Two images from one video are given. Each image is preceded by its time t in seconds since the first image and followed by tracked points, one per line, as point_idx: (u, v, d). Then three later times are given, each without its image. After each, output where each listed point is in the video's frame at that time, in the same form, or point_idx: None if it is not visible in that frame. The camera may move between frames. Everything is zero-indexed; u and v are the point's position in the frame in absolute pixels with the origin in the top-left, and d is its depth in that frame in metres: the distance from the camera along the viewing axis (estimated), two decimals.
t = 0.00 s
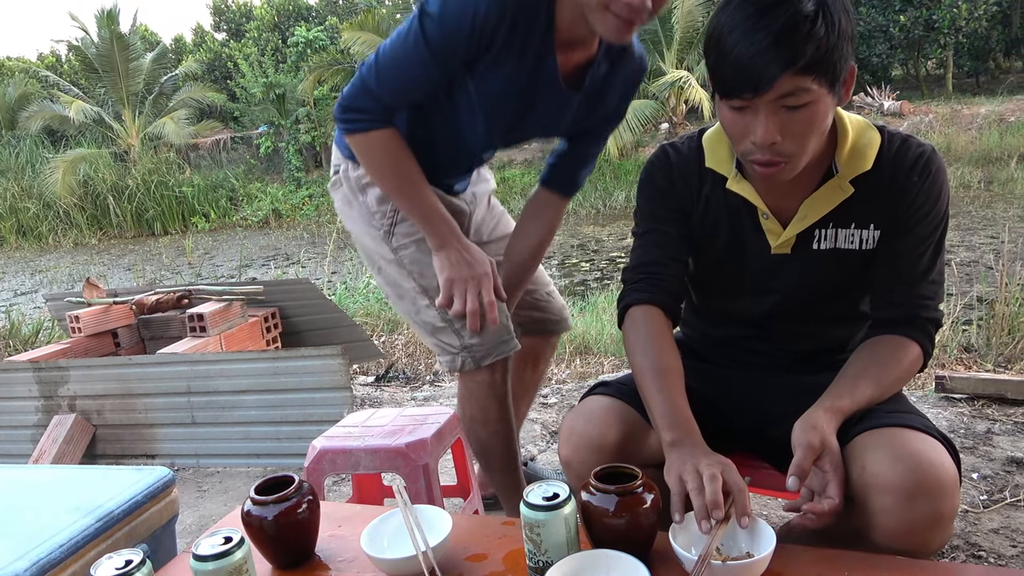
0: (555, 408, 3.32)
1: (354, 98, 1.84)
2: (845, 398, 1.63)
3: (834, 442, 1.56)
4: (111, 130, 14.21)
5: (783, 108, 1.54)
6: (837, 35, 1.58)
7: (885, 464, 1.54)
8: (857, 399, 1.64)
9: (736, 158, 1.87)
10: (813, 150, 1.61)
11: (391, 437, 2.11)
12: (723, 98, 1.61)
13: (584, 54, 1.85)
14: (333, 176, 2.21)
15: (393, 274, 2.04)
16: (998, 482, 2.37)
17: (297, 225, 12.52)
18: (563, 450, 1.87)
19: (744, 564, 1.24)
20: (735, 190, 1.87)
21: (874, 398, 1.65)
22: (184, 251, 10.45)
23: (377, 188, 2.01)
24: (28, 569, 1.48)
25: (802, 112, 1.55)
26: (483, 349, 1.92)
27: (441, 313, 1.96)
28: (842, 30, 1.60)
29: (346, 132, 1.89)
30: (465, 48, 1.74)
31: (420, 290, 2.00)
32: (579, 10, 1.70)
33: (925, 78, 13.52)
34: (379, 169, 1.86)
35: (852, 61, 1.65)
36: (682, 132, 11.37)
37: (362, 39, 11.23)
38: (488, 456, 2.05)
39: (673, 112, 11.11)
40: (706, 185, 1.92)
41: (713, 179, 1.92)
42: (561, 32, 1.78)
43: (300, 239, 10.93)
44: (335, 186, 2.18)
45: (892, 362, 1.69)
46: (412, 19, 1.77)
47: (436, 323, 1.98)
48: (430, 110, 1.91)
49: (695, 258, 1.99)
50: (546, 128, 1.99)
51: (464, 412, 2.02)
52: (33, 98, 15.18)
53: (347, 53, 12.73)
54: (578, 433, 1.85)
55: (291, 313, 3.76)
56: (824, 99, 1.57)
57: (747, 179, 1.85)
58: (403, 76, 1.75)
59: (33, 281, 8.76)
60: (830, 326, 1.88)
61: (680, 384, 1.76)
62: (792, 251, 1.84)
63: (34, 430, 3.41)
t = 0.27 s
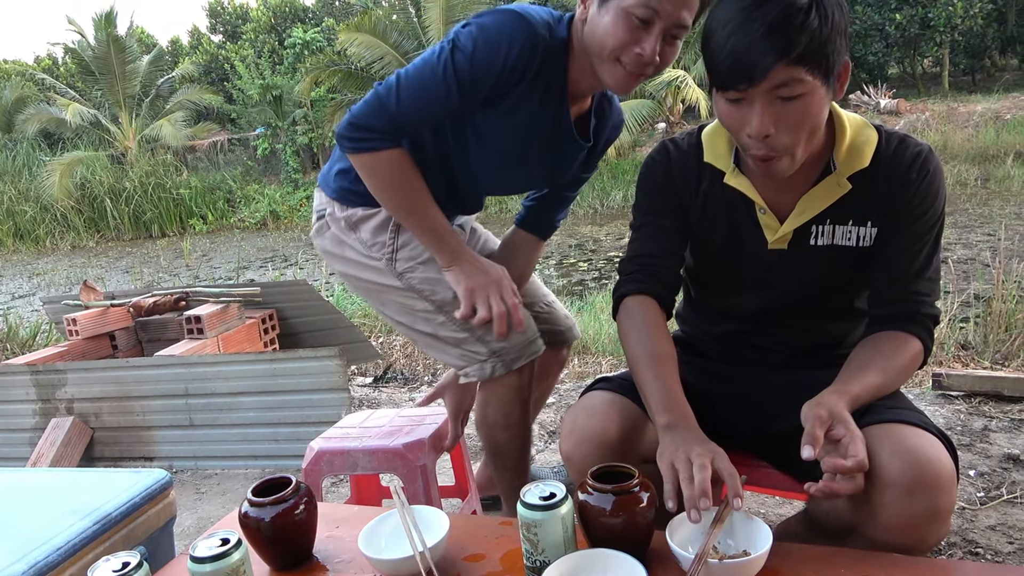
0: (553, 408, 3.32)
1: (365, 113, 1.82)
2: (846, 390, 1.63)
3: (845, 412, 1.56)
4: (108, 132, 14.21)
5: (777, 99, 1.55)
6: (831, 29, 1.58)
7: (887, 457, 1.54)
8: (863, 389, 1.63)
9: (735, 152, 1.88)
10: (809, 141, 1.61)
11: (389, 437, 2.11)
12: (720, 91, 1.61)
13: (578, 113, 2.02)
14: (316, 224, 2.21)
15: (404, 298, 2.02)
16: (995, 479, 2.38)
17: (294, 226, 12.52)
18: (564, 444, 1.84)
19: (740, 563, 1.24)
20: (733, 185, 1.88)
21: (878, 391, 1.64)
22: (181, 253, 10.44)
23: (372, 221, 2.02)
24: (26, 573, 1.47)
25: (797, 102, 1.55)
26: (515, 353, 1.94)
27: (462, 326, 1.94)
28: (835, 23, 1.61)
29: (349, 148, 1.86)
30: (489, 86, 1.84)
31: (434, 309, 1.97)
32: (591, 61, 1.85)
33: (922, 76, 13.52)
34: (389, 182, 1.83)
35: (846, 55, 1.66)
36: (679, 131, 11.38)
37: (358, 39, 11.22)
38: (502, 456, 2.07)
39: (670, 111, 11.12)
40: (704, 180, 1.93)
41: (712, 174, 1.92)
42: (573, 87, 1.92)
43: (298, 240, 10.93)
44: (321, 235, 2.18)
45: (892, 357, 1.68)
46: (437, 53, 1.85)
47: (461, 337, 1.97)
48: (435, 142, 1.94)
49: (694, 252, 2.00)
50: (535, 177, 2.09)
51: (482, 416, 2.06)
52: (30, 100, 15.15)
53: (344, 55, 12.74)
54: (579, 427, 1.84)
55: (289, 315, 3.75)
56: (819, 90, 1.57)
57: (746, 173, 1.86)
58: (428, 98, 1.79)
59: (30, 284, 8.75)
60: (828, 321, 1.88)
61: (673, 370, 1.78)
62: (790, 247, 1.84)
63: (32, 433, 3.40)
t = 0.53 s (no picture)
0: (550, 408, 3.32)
1: (370, 152, 1.85)
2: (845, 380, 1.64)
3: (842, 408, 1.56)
4: (104, 134, 14.21)
5: (768, 87, 1.56)
6: (822, 19, 1.59)
7: (884, 447, 1.54)
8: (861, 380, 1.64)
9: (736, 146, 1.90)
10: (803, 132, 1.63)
11: (383, 438, 2.10)
12: (715, 81, 1.63)
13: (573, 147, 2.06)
14: (310, 270, 2.18)
15: (428, 317, 2.02)
16: (992, 477, 2.38)
17: (292, 228, 12.51)
18: (580, 430, 1.83)
19: (738, 562, 1.24)
20: (733, 176, 1.89)
21: (879, 378, 1.65)
22: (178, 255, 10.43)
23: (375, 251, 2.03)
24: None
25: (788, 90, 1.56)
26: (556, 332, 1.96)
27: (497, 329, 1.96)
28: (825, 13, 1.61)
29: (355, 184, 1.88)
30: (491, 127, 1.86)
31: (461, 318, 1.98)
32: (588, 101, 1.88)
33: (918, 75, 13.55)
34: (401, 216, 1.87)
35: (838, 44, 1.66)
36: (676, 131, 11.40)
37: (355, 40, 11.23)
38: (521, 452, 1.96)
39: (667, 111, 11.14)
40: (705, 173, 1.95)
41: (712, 166, 1.94)
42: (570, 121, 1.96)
43: (295, 242, 10.92)
44: (318, 280, 2.15)
45: (891, 346, 1.69)
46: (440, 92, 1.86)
47: (494, 343, 1.98)
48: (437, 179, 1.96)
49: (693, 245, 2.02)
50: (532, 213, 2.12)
51: (507, 406, 1.98)
52: (26, 103, 15.13)
53: (341, 56, 12.74)
54: (595, 413, 1.83)
55: (286, 316, 3.75)
56: (811, 77, 1.58)
57: (745, 165, 1.87)
58: (432, 139, 1.82)
59: (27, 287, 8.74)
60: (828, 315, 1.88)
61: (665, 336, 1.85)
62: (789, 238, 1.84)
63: (28, 436, 3.39)
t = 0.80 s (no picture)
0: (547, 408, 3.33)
1: (350, 189, 1.84)
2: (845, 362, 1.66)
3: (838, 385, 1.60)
4: (99, 135, 14.17)
5: (753, 80, 1.60)
6: (809, 14, 1.62)
7: (876, 424, 1.56)
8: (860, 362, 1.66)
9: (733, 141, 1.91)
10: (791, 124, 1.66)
11: (368, 444, 2.09)
12: (704, 76, 1.67)
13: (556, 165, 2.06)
14: (312, 320, 2.17)
15: (438, 347, 2.01)
16: (987, 475, 2.39)
17: (288, 228, 12.49)
18: (604, 403, 1.84)
19: (733, 562, 1.24)
20: (730, 171, 1.90)
21: (876, 363, 1.66)
22: (174, 256, 10.40)
23: (374, 290, 2.04)
24: None
25: (773, 84, 1.59)
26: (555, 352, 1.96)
27: (506, 345, 1.96)
28: (810, 9, 1.63)
29: (341, 222, 1.88)
30: (473, 155, 1.84)
31: (469, 338, 1.98)
32: (569, 121, 1.88)
33: (913, 75, 13.59)
34: (391, 249, 1.86)
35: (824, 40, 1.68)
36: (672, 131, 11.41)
37: (351, 40, 11.22)
38: (534, 461, 1.97)
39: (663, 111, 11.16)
40: (704, 169, 1.95)
41: (711, 162, 1.95)
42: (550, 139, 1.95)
43: (291, 242, 10.90)
44: (322, 329, 2.14)
45: (886, 335, 1.70)
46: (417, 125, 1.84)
47: (506, 362, 1.98)
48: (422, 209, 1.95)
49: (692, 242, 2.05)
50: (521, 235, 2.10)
51: (518, 417, 1.98)
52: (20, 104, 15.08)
53: (336, 57, 12.73)
54: (619, 386, 1.83)
55: (282, 317, 3.74)
56: (795, 71, 1.60)
57: (742, 159, 1.88)
58: (412, 172, 1.80)
59: (21, 288, 8.71)
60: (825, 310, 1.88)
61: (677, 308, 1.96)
62: (785, 231, 1.85)
63: (24, 438, 3.39)
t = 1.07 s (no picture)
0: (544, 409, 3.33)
1: (312, 254, 1.81)
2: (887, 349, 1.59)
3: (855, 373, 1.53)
4: (96, 136, 14.17)
5: (739, 77, 1.61)
6: (793, 12, 1.64)
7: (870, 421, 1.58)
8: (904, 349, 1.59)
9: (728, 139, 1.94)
10: (779, 120, 1.66)
11: (377, 454, 2.10)
12: (691, 78, 1.69)
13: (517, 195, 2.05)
14: (314, 398, 2.14)
15: (437, 386, 1.99)
16: (983, 474, 2.40)
17: (285, 229, 12.48)
18: (597, 385, 1.83)
19: (730, 561, 1.25)
20: (727, 168, 1.92)
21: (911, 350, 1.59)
22: (171, 257, 10.39)
23: (363, 352, 2.02)
24: None
25: (758, 82, 1.61)
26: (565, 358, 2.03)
27: (499, 366, 1.97)
28: (790, 8, 1.65)
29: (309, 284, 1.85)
30: (434, 203, 1.82)
31: (462, 367, 1.97)
32: (527, 150, 1.88)
33: (909, 75, 13.63)
34: (363, 298, 1.84)
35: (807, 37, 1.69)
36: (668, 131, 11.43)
37: (348, 41, 11.23)
38: (536, 463, 2.00)
39: (659, 112, 11.18)
40: (699, 169, 1.98)
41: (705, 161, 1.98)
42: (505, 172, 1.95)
43: (288, 243, 10.90)
44: (323, 404, 2.10)
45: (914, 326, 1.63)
46: (373, 182, 1.80)
47: (505, 382, 1.99)
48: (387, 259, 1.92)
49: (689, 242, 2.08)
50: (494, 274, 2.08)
51: (519, 423, 2.00)
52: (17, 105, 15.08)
53: (333, 57, 12.74)
54: (611, 370, 1.81)
55: (279, 318, 3.75)
56: (780, 67, 1.62)
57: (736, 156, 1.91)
58: (374, 228, 1.77)
59: (18, 289, 8.70)
60: (824, 305, 1.89)
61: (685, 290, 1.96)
62: (782, 224, 1.86)
63: (21, 440, 3.38)
